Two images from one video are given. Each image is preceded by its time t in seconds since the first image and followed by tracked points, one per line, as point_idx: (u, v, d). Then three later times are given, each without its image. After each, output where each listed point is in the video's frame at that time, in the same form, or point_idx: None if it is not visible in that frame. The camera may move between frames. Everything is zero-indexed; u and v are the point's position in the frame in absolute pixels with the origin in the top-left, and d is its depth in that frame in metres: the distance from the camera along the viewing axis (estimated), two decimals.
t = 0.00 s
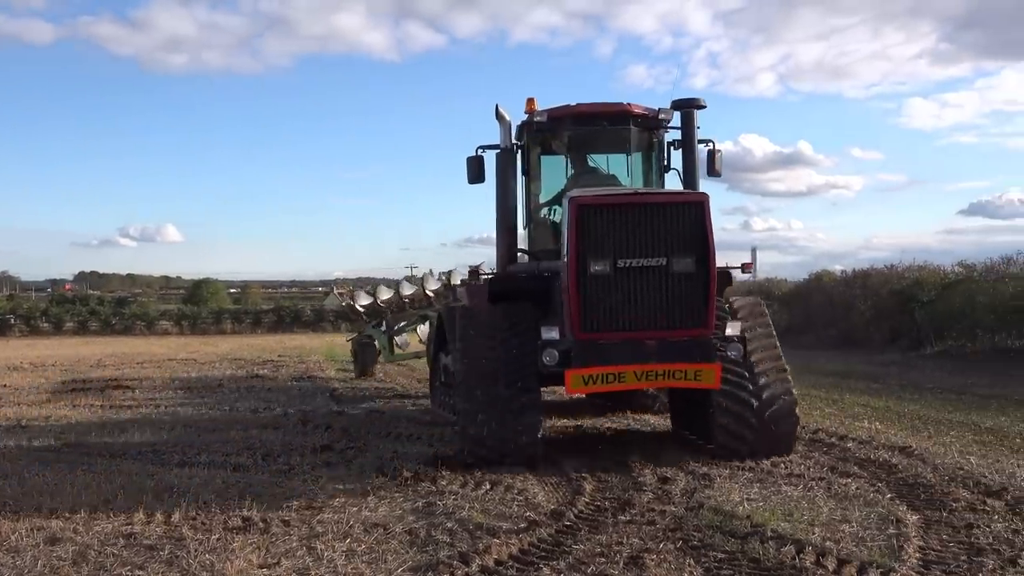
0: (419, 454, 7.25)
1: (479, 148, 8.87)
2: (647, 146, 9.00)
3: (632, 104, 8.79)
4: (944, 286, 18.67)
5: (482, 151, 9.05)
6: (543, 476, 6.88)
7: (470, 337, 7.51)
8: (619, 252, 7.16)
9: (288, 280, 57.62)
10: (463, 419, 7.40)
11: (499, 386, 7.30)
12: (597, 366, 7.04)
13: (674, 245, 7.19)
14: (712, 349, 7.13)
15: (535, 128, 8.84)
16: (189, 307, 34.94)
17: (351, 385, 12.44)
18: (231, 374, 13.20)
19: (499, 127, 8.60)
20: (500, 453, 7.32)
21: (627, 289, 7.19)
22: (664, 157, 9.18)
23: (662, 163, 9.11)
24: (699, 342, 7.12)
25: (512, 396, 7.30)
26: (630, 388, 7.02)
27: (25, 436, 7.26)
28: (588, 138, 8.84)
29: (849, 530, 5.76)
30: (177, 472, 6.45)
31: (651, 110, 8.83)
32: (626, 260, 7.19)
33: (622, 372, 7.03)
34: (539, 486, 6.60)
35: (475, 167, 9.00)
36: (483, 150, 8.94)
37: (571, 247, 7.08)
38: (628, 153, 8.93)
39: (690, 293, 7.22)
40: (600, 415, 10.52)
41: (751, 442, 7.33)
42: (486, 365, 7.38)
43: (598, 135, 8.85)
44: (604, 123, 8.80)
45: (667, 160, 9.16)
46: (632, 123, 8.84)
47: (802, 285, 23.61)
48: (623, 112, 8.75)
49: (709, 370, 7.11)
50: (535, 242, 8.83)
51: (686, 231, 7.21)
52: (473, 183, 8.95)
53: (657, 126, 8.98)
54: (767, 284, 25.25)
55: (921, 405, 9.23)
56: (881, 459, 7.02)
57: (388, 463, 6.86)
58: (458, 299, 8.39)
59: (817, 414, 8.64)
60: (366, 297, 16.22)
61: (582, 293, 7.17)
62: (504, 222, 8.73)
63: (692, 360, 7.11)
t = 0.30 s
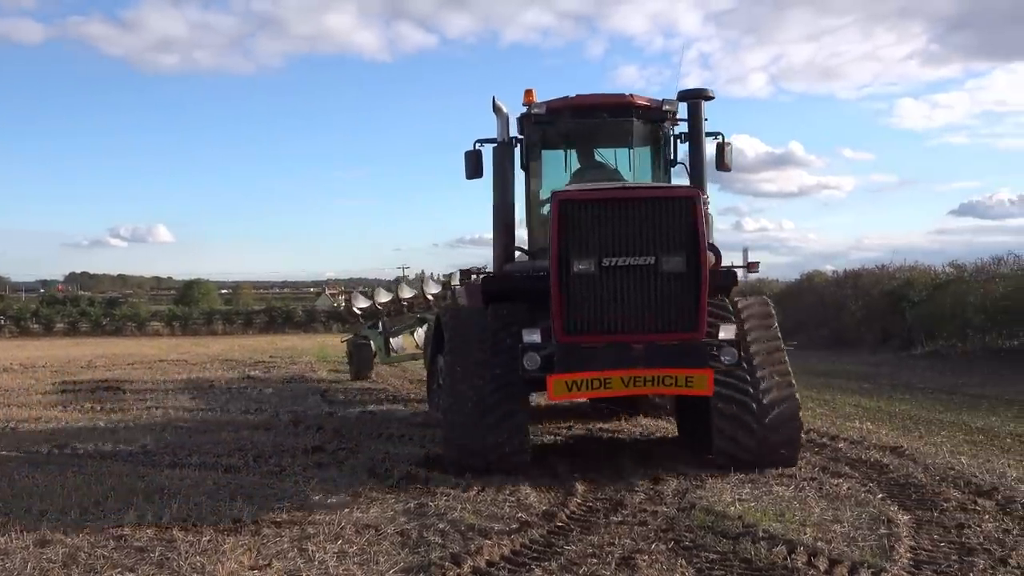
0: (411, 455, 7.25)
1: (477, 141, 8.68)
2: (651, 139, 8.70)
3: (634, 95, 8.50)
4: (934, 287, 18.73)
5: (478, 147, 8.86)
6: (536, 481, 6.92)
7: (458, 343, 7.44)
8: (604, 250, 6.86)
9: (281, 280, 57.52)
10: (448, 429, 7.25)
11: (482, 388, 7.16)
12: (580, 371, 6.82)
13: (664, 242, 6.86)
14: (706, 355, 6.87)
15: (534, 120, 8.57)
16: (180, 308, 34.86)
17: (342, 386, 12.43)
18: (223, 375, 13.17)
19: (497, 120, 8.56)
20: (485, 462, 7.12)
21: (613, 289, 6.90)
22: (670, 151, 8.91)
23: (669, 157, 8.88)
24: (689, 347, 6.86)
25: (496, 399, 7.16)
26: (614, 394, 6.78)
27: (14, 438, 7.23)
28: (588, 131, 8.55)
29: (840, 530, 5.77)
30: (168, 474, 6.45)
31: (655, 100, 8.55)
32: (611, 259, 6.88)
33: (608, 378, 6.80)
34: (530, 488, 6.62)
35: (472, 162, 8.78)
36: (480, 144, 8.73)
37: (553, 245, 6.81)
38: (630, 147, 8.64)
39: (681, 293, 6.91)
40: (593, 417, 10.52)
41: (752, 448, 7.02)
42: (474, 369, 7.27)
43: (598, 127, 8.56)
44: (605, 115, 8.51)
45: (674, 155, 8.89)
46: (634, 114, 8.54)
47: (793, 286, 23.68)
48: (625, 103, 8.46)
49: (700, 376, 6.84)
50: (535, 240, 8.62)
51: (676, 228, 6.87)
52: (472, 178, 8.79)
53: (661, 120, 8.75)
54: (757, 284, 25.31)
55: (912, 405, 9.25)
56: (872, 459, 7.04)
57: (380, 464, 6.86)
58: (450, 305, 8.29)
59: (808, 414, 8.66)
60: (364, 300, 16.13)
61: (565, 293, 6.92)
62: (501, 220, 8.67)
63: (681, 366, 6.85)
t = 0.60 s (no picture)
0: (403, 456, 7.25)
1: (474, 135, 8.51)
2: (657, 130, 8.25)
3: (638, 83, 8.02)
4: (926, 288, 18.76)
5: (478, 138, 8.64)
6: (529, 484, 6.92)
7: (453, 339, 7.16)
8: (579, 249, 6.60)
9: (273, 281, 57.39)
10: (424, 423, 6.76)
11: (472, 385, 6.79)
12: (554, 378, 6.48)
13: (642, 239, 6.57)
14: (688, 363, 6.49)
15: (533, 111, 8.28)
16: (173, 308, 34.78)
17: (335, 387, 12.41)
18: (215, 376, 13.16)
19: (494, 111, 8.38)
20: (461, 464, 6.64)
21: (589, 289, 6.65)
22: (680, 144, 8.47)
23: (676, 149, 8.39)
24: (669, 353, 6.52)
25: (486, 398, 6.76)
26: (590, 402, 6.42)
27: (3, 438, 7.20)
28: (588, 121, 8.18)
29: (832, 531, 5.78)
30: (160, 475, 6.43)
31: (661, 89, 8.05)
32: (587, 258, 6.62)
33: (584, 386, 6.45)
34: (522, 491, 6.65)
35: (470, 156, 8.59)
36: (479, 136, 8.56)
37: (524, 243, 6.56)
38: (632, 138, 8.24)
39: (662, 292, 6.63)
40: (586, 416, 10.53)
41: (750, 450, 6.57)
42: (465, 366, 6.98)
43: (599, 117, 8.17)
44: (606, 104, 8.10)
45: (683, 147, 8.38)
46: (636, 103, 8.11)
47: (785, 286, 23.73)
48: (627, 92, 8.00)
49: (684, 385, 6.42)
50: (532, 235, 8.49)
51: (656, 225, 6.58)
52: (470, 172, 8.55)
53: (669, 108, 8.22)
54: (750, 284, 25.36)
55: (904, 406, 9.27)
56: (864, 459, 7.05)
57: (372, 465, 6.87)
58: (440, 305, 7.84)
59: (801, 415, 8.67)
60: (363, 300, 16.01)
61: (539, 293, 6.68)
62: (499, 213, 8.59)
63: (663, 374, 6.45)
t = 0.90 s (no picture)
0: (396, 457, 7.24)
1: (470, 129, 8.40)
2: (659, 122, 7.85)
3: (637, 73, 7.64)
4: (919, 288, 18.79)
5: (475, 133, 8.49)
6: (523, 487, 6.93)
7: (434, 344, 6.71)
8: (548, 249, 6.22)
9: (267, 282, 57.33)
10: (399, 427, 6.43)
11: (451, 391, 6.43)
12: (526, 388, 6.19)
13: (619, 238, 6.18)
14: (665, 370, 6.18)
15: (529, 103, 8.01)
16: (166, 309, 34.73)
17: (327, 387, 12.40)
18: (208, 376, 13.17)
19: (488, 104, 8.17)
20: (442, 472, 6.35)
21: (559, 291, 6.27)
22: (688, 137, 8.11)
23: (681, 142, 8.00)
24: (645, 360, 6.20)
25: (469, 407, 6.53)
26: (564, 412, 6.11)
27: None
28: (585, 113, 7.82)
29: (825, 532, 5.79)
30: (152, 476, 6.42)
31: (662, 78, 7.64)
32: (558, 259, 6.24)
33: (556, 395, 6.14)
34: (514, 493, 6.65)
35: (467, 151, 8.47)
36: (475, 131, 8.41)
37: (491, 243, 6.18)
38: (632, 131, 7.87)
39: (638, 295, 6.24)
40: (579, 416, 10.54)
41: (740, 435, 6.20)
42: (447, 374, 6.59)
43: (596, 108, 7.80)
44: (603, 95, 7.72)
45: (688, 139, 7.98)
46: (635, 93, 7.71)
47: (778, 287, 23.77)
48: (625, 83, 7.62)
49: (663, 395, 6.08)
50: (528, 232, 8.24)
51: (632, 223, 6.18)
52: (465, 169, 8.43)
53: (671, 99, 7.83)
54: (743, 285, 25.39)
55: (897, 407, 9.29)
56: (856, 460, 7.07)
57: (365, 466, 6.87)
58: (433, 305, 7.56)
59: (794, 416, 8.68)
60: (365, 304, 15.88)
61: (506, 296, 6.31)
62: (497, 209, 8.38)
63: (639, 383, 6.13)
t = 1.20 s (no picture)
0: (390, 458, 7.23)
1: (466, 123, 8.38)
2: (657, 112, 7.47)
3: (632, 60, 7.33)
4: (911, 289, 18.83)
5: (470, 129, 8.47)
6: (520, 492, 6.94)
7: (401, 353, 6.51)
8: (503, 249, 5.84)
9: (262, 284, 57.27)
10: (364, 453, 6.15)
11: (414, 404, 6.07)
12: (480, 399, 5.78)
13: (575, 237, 5.77)
14: (630, 380, 5.65)
15: (524, 93, 7.76)
16: (162, 311, 34.70)
17: (322, 389, 12.40)
18: (203, 378, 13.16)
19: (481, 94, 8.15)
20: (408, 495, 6.00)
21: (513, 295, 5.84)
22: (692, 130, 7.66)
23: (683, 134, 7.59)
24: (607, 370, 5.70)
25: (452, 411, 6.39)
26: (521, 425, 5.69)
27: None
28: (579, 102, 7.51)
29: (819, 533, 5.80)
30: (147, 476, 6.42)
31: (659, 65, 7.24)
32: (512, 259, 5.84)
33: (513, 408, 5.70)
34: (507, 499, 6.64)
35: (462, 146, 8.46)
36: (469, 126, 8.35)
37: (442, 239, 5.87)
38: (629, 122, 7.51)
39: (597, 298, 5.76)
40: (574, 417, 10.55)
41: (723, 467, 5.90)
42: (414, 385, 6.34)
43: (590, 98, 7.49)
44: (599, 83, 7.39)
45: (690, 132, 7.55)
46: (631, 82, 7.36)
47: (772, 288, 23.82)
48: (619, 70, 7.31)
49: (627, 408, 5.55)
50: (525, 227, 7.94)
51: (592, 221, 5.77)
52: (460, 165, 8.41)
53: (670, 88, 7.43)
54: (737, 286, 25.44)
55: (891, 407, 9.30)
56: (850, 461, 7.09)
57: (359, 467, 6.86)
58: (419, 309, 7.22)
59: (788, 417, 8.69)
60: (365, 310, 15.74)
61: (458, 301, 5.91)
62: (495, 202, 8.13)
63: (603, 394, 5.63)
